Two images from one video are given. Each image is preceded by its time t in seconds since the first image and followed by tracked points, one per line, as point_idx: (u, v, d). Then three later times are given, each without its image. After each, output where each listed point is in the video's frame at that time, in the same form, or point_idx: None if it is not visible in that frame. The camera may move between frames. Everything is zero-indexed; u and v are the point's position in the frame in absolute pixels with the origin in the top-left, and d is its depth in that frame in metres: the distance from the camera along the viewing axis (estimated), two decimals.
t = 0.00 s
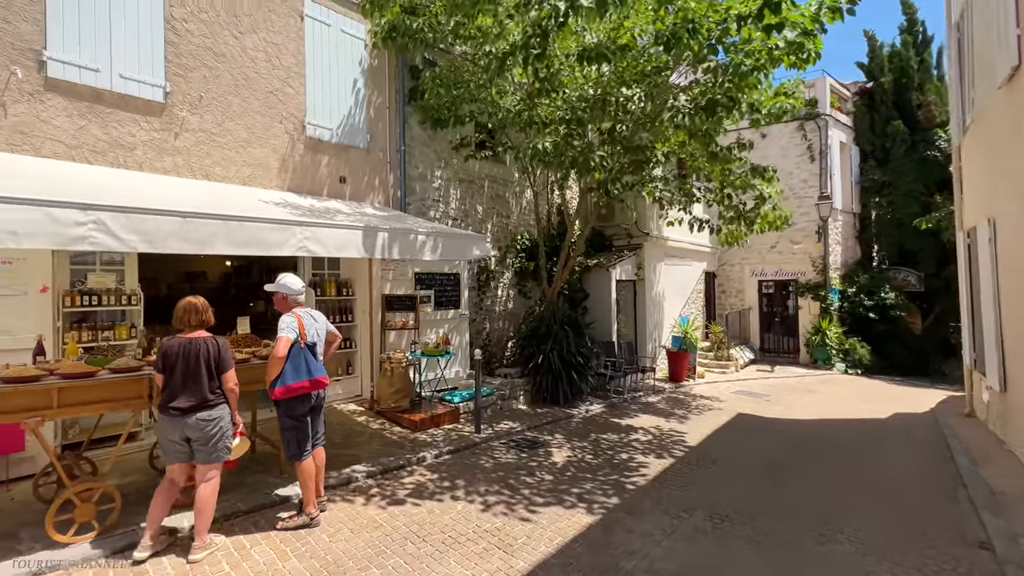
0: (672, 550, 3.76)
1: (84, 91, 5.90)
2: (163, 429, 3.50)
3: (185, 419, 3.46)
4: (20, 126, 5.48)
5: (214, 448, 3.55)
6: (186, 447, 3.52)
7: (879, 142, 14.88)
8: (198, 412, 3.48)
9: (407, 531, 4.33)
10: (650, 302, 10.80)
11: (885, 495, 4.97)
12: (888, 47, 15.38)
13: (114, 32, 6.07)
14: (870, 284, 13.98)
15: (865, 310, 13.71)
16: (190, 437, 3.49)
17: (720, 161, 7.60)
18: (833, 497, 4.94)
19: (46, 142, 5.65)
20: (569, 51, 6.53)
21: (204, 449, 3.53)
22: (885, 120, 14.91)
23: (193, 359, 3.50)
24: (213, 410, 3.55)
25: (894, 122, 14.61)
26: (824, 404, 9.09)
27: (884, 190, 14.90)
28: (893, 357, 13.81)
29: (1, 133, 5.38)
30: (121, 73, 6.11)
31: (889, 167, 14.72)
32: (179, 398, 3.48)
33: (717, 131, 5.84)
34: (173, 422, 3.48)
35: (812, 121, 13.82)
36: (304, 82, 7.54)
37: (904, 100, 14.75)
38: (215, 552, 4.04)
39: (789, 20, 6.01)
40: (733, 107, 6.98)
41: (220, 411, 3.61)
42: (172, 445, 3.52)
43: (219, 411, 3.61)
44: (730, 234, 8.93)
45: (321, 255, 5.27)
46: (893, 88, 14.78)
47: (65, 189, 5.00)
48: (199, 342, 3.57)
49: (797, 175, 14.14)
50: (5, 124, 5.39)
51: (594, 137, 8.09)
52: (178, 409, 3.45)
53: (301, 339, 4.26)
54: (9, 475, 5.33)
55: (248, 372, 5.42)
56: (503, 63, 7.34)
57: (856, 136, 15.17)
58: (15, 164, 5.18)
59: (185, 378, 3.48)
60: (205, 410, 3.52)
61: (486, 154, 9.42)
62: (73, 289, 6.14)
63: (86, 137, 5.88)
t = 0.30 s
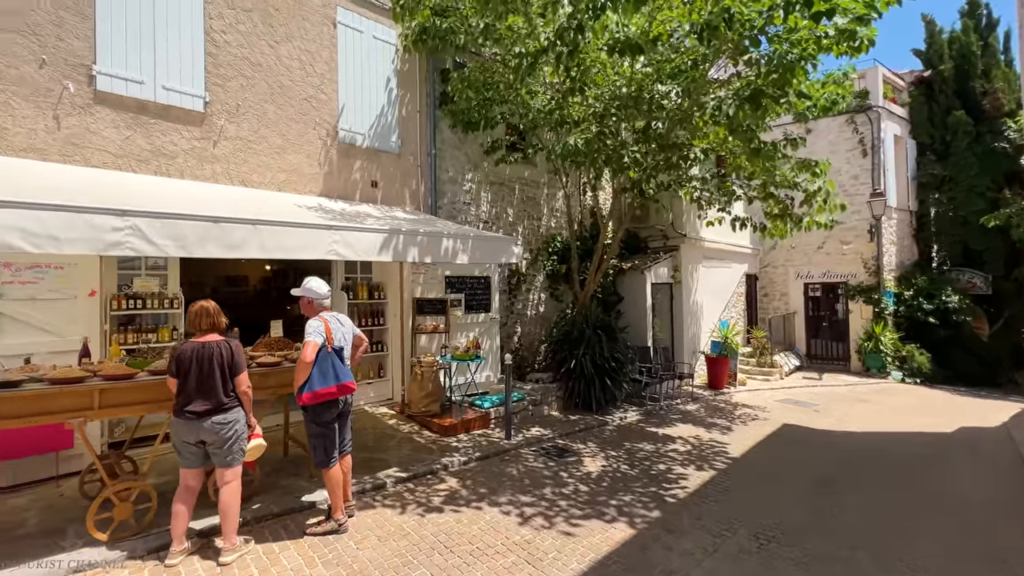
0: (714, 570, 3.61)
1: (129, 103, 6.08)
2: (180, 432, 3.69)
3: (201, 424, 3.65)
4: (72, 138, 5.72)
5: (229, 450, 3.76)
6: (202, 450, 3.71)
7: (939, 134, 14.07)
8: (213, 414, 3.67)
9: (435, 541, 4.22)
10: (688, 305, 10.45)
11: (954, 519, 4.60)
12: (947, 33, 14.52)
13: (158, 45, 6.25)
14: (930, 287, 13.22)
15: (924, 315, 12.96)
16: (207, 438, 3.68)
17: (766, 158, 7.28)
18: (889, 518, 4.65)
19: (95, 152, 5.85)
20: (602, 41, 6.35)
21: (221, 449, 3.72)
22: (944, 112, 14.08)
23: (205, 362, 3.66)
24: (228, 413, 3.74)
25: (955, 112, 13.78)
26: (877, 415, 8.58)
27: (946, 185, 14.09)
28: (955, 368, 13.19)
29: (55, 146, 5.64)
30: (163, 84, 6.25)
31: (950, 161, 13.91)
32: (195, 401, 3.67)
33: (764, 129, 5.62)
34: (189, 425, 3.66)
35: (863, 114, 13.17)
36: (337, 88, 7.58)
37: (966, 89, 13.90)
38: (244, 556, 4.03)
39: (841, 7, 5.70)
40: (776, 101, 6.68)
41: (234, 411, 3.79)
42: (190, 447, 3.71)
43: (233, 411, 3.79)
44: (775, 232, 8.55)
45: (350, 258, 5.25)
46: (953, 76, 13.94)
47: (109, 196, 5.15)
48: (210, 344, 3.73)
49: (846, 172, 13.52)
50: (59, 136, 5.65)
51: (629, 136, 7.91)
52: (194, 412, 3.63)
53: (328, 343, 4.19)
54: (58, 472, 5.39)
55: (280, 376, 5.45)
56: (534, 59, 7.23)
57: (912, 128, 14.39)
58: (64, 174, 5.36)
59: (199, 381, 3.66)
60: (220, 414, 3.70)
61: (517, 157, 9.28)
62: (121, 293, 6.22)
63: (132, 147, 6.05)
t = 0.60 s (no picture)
0: None
1: (161, 113, 6.27)
2: (185, 438, 3.92)
3: (204, 430, 3.88)
4: (107, 148, 5.93)
5: (232, 454, 3.98)
6: (207, 455, 3.94)
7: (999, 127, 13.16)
8: (216, 417, 3.90)
9: (452, 556, 4.11)
10: (723, 310, 10.06)
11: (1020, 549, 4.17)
12: (1008, 17, 13.56)
13: (188, 56, 6.42)
14: (991, 291, 12.34)
15: (982, 321, 12.01)
16: (211, 441, 3.90)
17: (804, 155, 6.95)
18: (945, 543, 4.28)
19: (129, 161, 6.05)
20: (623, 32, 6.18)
21: (224, 453, 3.95)
22: (1005, 102, 13.16)
23: (206, 367, 3.92)
24: (229, 419, 3.96)
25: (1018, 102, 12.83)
26: (932, 430, 7.99)
27: (1007, 181, 13.16)
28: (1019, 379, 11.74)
29: (92, 156, 5.86)
30: (194, 94, 6.41)
31: (1012, 155, 12.97)
32: (197, 409, 3.90)
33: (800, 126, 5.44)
34: (194, 430, 3.89)
35: (913, 107, 12.43)
36: (361, 93, 7.63)
37: None
38: (260, 564, 4.04)
39: None
40: (816, 97, 6.33)
41: (237, 415, 4.02)
42: (196, 451, 3.93)
43: (235, 416, 4.02)
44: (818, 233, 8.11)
45: (367, 263, 5.20)
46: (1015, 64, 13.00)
47: (139, 203, 5.30)
48: (211, 350, 3.99)
49: (894, 169, 12.81)
50: (96, 146, 5.87)
51: (656, 135, 7.68)
52: (198, 416, 3.86)
53: (341, 349, 4.07)
54: (92, 472, 5.52)
55: (301, 381, 5.47)
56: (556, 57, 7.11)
57: (968, 121, 13.50)
58: (101, 183, 5.57)
59: (201, 387, 3.90)
60: (221, 421, 3.93)
61: (542, 159, 9.14)
62: (153, 298, 6.44)
63: (163, 156, 6.23)
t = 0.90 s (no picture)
0: None
1: (183, 124, 6.38)
2: (185, 449, 3.92)
3: (204, 440, 3.88)
4: (131, 158, 6.05)
5: (233, 463, 3.98)
6: (208, 465, 3.95)
7: None
8: (215, 426, 3.91)
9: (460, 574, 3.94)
10: (754, 317, 9.63)
11: None
12: None
13: (209, 67, 6.52)
14: None
15: None
16: (211, 451, 3.90)
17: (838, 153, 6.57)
18: None
19: (151, 171, 6.17)
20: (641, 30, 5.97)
21: (225, 462, 3.95)
22: None
23: (203, 376, 3.92)
24: (228, 428, 3.96)
25: None
26: (985, 447, 7.42)
27: None
28: None
29: (116, 166, 5.98)
30: (214, 105, 6.51)
31: None
32: (196, 419, 3.90)
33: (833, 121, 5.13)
34: (194, 440, 3.90)
35: (961, 101, 11.72)
36: (378, 100, 7.64)
37: None
38: None
39: None
40: (851, 91, 5.97)
41: (236, 423, 4.03)
42: (196, 461, 3.94)
43: (235, 424, 4.02)
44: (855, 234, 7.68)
45: (375, 269, 5.13)
46: None
47: (156, 212, 5.38)
48: (207, 359, 4.00)
49: (940, 167, 12.10)
50: (119, 157, 6.00)
51: (679, 135, 7.42)
52: (197, 426, 3.87)
53: (342, 358, 3.94)
54: (111, 476, 5.63)
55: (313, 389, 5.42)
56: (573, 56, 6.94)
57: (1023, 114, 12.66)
58: (124, 193, 5.69)
59: (199, 397, 3.90)
60: (221, 430, 3.93)
61: (562, 163, 8.96)
62: (173, 305, 6.51)
63: (184, 165, 6.33)
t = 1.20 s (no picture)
0: None
1: (201, 133, 6.45)
2: (187, 459, 3.87)
3: (205, 450, 3.84)
4: (150, 168, 6.14)
5: (235, 473, 3.91)
6: (210, 475, 3.89)
7: None
8: (217, 435, 3.86)
9: None
10: (784, 324, 9.22)
11: None
12: None
13: (227, 77, 6.60)
14: None
15: None
16: (214, 461, 3.85)
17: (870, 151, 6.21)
18: None
19: (170, 180, 6.25)
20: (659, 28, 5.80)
21: (227, 472, 3.90)
22: None
23: (204, 384, 3.89)
24: (230, 437, 3.91)
25: None
26: None
27: None
28: None
29: (136, 175, 6.08)
30: (231, 114, 6.58)
31: None
32: (197, 429, 3.86)
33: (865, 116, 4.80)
34: (196, 450, 3.85)
35: (1007, 96, 11.09)
36: (393, 106, 7.63)
37: None
38: None
39: None
40: (883, 85, 5.63)
41: (238, 432, 3.98)
42: (199, 471, 3.89)
43: (237, 434, 3.97)
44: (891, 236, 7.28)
45: (385, 276, 5.04)
46: None
47: (171, 219, 5.42)
48: (207, 367, 3.96)
49: (985, 166, 11.46)
50: (139, 166, 6.09)
51: (700, 135, 7.17)
52: (198, 436, 3.83)
53: (339, 362, 3.84)
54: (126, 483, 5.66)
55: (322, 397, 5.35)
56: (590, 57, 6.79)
57: None
58: (142, 201, 5.75)
59: (200, 406, 3.87)
60: (222, 439, 3.88)
61: (580, 166, 8.77)
62: (192, 312, 6.64)
63: (201, 174, 6.40)
